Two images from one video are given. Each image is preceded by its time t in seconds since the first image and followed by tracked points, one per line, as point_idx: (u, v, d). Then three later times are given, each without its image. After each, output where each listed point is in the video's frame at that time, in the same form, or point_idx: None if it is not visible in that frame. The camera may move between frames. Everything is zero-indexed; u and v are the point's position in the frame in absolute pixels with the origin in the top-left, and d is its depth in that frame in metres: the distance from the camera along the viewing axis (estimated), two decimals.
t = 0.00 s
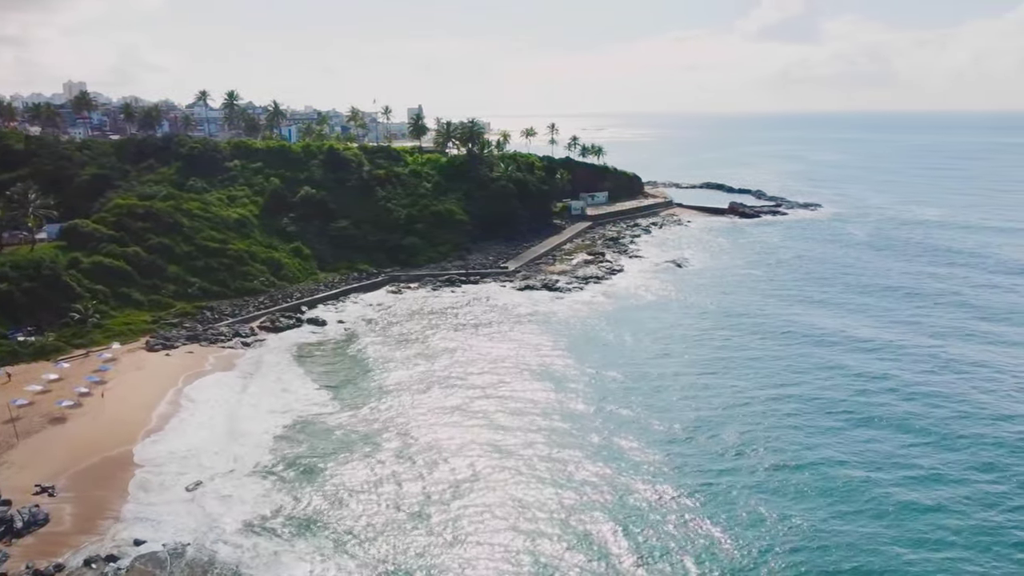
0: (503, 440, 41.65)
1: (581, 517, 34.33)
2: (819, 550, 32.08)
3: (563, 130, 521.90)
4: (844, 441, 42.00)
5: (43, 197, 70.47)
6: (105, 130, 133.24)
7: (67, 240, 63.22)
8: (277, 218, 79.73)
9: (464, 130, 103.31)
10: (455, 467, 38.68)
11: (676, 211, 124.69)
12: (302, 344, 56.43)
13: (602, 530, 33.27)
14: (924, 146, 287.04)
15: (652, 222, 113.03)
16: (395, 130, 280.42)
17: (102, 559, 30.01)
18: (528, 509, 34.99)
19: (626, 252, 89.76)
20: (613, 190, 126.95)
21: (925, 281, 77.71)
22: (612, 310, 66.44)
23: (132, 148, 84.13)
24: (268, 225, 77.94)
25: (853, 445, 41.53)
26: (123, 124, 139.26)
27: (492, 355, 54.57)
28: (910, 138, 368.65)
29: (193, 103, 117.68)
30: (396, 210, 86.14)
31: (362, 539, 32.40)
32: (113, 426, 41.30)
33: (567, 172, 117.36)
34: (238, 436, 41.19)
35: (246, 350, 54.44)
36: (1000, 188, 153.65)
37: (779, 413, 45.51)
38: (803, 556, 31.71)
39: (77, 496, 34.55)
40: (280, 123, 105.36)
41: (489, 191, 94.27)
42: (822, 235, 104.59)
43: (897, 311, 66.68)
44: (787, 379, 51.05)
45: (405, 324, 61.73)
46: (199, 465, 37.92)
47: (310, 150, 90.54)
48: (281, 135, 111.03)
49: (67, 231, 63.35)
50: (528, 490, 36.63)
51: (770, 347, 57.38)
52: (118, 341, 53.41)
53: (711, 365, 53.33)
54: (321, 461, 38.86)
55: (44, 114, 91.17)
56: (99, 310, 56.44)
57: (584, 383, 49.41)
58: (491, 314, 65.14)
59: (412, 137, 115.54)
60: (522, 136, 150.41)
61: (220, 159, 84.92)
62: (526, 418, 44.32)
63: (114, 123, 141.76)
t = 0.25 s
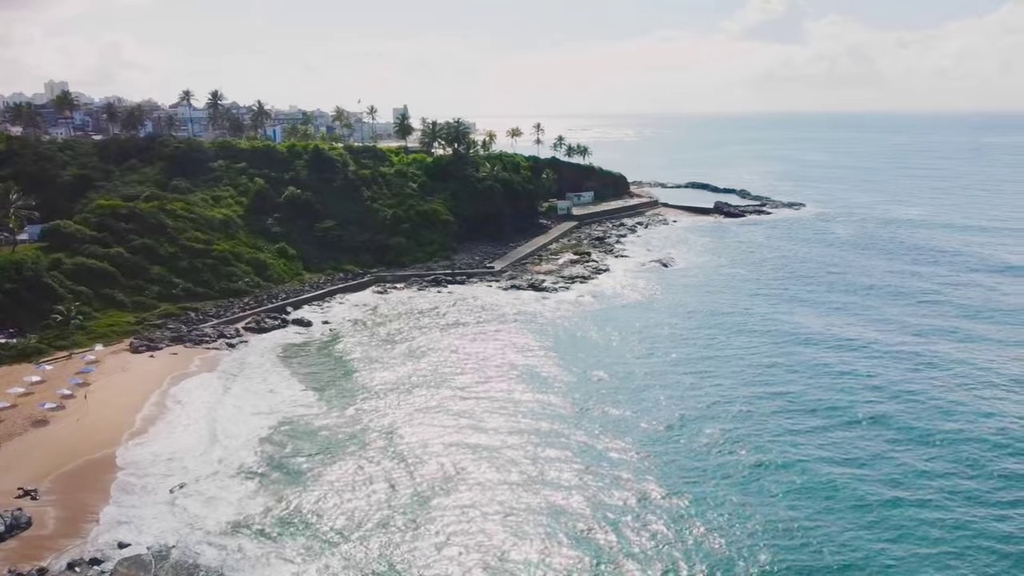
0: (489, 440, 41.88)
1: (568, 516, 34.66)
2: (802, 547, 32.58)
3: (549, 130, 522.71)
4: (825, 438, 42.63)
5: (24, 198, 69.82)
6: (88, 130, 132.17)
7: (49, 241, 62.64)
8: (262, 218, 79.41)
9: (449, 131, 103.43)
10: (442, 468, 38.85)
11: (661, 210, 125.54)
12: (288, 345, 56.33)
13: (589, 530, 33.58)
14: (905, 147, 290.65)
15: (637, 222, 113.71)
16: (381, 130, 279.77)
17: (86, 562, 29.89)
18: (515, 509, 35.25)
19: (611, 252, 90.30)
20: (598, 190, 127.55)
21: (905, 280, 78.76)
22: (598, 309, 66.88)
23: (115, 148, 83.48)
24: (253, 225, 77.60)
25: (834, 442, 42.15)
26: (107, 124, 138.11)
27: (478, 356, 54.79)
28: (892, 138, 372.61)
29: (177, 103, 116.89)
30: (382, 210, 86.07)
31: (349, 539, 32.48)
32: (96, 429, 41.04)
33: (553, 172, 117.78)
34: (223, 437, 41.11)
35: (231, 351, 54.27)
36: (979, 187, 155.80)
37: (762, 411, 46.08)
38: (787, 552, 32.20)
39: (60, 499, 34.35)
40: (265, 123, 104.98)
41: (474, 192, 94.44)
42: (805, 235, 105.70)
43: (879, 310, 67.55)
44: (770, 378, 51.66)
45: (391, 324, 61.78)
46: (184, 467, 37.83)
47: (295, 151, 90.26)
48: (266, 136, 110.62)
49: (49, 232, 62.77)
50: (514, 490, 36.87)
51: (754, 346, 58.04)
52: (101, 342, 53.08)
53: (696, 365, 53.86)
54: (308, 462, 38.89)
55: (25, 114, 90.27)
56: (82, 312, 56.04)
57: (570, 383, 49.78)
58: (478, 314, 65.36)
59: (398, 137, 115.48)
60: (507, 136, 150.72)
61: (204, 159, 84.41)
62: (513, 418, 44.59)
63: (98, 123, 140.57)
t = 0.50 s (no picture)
0: (476, 440, 42.04)
1: (554, 515, 34.90)
2: (786, 543, 33.05)
3: (536, 130, 523.20)
4: (806, 436, 43.28)
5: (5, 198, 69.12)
6: (70, 130, 130.90)
7: (31, 242, 62.04)
8: (247, 219, 79.03)
9: (435, 131, 103.45)
10: (429, 468, 38.97)
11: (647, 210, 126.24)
12: (273, 346, 56.15)
13: (575, 528, 33.86)
14: (887, 147, 293.51)
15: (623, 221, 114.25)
16: (367, 130, 279.02)
17: (69, 565, 29.72)
18: (502, 508, 35.45)
19: (597, 252, 90.73)
20: (584, 189, 128.01)
21: (887, 279, 79.75)
22: (584, 309, 67.25)
23: (98, 148, 82.77)
24: (237, 226, 77.22)
25: (817, 440, 42.70)
26: (89, 125, 136.82)
27: (465, 355, 54.95)
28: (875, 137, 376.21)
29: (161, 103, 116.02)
30: (367, 210, 85.93)
31: (336, 541, 32.47)
32: (80, 431, 40.75)
33: (538, 172, 118.10)
34: (209, 439, 40.96)
35: (216, 353, 54.04)
36: (961, 187, 157.66)
37: (746, 410, 46.59)
38: (771, 549, 32.64)
39: (43, 503, 34.10)
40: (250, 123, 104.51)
41: (460, 191, 94.51)
42: (789, 234, 106.70)
43: (861, 309, 68.37)
44: (755, 376, 52.18)
45: (377, 324, 61.76)
46: (169, 469, 37.69)
47: (280, 151, 89.92)
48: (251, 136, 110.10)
49: (31, 233, 62.16)
50: (501, 489, 37.09)
51: (738, 345, 58.63)
52: (84, 344, 52.71)
53: (681, 364, 54.32)
54: (294, 464, 38.82)
55: (6, 114, 89.30)
56: (65, 313, 55.59)
57: (556, 382, 50.06)
58: (464, 314, 65.50)
59: (383, 136, 115.32)
60: (493, 136, 150.87)
61: (188, 159, 83.85)
62: (500, 418, 44.77)
63: (80, 124, 139.20)
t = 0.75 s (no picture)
0: (463, 441, 42.17)
1: (541, 515, 35.11)
2: (770, 541, 33.47)
3: (522, 130, 523.43)
4: (790, 434, 43.80)
5: None
6: (53, 131, 129.63)
7: (12, 243, 61.40)
8: (231, 220, 78.60)
9: (421, 131, 103.40)
10: (416, 469, 39.05)
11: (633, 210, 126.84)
12: (259, 347, 55.93)
13: (562, 528, 34.06)
14: (871, 147, 296.32)
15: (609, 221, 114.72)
16: (354, 131, 278.07)
17: (52, 570, 29.50)
18: (489, 508, 35.61)
19: (583, 252, 91.07)
20: (570, 189, 128.41)
21: (870, 279, 80.70)
22: (570, 309, 67.57)
23: (81, 148, 82.02)
24: (222, 227, 76.77)
25: (800, 439, 43.20)
26: (72, 125, 135.54)
27: (452, 356, 55.05)
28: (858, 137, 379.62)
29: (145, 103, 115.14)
30: (353, 211, 85.73)
31: (324, 543, 32.46)
32: (63, 434, 40.42)
33: (524, 171, 118.31)
34: (194, 441, 40.76)
35: (201, 354, 53.77)
36: (942, 187, 159.53)
37: (731, 409, 47.04)
38: (755, 547, 33.06)
39: (26, 507, 33.83)
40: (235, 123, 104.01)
41: (447, 192, 94.53)
42: (773, 234, 107.59)
43: (843, 309, 69.17)
44: (739, 376, 52.68)
45: (363, 325, 61.66)
46: (154, 472, 37.49)
47: (265, 151, 89.54)
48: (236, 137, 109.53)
49: (12, 234, 61.52)
50: (489, 489, 37.25)
51: (723, 344, 59.20)
52: (67, 346, 52.29)
53: (666, 363, 54.72)
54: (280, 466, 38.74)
55: None
56: (48, 315, 55.12)
57: (543, 382, 50.31)
58: (451, 314, 65.55)
59: (369, 136, 115.10)
60: (480, 136, 150.93)
61: (171, 159, 83.23)
62: (487, 418, 44.93)
63: (63, 124, 137.93)
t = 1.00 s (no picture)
0: (449, 441, 42.32)
1: (528, 515, 35.36)
2: (753, 539, 33.93)
3: (509, 130, 523.67)
4: (773, 434, 44.33)
5: None
6: (35, 131, 128.33)
7: None
8: (216, 221, 78.17)
9: (407, 131, 103.34)
10: (403, 470, 39.15)
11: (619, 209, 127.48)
12: (244, 349, 55.73)
13: (548, 528, 34.34)
14: (855, 147, 299.08)
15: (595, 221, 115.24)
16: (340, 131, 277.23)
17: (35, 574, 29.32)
18: (476, 508, 35.82)
19: (569, 252, 91.45)
20: (556, 189, 128.80)
21: (852, 279, 81.70)
22: (556, 309, 67.91)
23: (63, 148, 81.24)
24: (207, 228, 76.34)
25: (783, 438, 43.73)
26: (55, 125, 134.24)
27: (438, 356, 55.18)
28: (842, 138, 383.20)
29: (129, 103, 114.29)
30: (339, 211, 85.54)
31: (311, 544, 32.52)
32: (45, 438, 40.11)
33: (510, 171, 118.58)
34: (178, 444, 40.59)
35: (185, 356, 53.50)
36: (924, 187, 161.47)
37: (715, 409, 47.52)
38: (738, 544, 33.53)
39: (8, 511, 33.57)
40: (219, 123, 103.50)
41: (433, 192, 94.55)
42: (757, 234, 108.54)
43: (826, 308, 70.02)
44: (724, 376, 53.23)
45: (349, 326, 61.61)
46: (139, 475, 37.31)
47: (250, 152, 89.14)
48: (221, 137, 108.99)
49: None
50: (475, 489, 37.45)
51: (707, 344, 59.80)
52: (50, 348, 51.86)
53: (651, 364, 55.18)
54: (266, 468, 38.68)
55: None
56: (30, 317, 54.63)
57: (529, 382, 50.59)
58: (437, 315, 65.66)
59: (355, 137, 114.89)
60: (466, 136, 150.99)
61: (155, 160, 82.61)
62: (473, 418, 45.13)
63: (45, 124, 136.52)
